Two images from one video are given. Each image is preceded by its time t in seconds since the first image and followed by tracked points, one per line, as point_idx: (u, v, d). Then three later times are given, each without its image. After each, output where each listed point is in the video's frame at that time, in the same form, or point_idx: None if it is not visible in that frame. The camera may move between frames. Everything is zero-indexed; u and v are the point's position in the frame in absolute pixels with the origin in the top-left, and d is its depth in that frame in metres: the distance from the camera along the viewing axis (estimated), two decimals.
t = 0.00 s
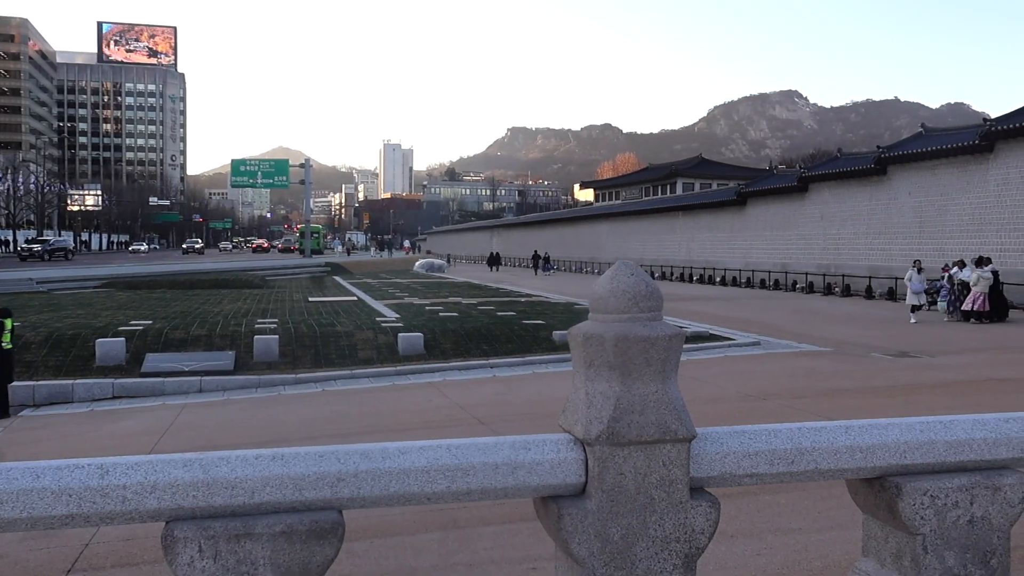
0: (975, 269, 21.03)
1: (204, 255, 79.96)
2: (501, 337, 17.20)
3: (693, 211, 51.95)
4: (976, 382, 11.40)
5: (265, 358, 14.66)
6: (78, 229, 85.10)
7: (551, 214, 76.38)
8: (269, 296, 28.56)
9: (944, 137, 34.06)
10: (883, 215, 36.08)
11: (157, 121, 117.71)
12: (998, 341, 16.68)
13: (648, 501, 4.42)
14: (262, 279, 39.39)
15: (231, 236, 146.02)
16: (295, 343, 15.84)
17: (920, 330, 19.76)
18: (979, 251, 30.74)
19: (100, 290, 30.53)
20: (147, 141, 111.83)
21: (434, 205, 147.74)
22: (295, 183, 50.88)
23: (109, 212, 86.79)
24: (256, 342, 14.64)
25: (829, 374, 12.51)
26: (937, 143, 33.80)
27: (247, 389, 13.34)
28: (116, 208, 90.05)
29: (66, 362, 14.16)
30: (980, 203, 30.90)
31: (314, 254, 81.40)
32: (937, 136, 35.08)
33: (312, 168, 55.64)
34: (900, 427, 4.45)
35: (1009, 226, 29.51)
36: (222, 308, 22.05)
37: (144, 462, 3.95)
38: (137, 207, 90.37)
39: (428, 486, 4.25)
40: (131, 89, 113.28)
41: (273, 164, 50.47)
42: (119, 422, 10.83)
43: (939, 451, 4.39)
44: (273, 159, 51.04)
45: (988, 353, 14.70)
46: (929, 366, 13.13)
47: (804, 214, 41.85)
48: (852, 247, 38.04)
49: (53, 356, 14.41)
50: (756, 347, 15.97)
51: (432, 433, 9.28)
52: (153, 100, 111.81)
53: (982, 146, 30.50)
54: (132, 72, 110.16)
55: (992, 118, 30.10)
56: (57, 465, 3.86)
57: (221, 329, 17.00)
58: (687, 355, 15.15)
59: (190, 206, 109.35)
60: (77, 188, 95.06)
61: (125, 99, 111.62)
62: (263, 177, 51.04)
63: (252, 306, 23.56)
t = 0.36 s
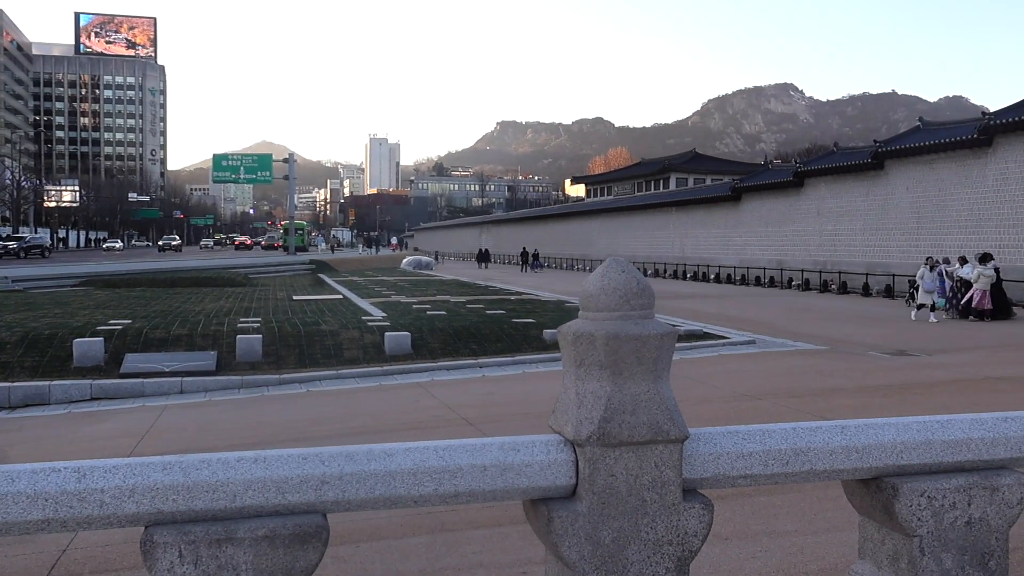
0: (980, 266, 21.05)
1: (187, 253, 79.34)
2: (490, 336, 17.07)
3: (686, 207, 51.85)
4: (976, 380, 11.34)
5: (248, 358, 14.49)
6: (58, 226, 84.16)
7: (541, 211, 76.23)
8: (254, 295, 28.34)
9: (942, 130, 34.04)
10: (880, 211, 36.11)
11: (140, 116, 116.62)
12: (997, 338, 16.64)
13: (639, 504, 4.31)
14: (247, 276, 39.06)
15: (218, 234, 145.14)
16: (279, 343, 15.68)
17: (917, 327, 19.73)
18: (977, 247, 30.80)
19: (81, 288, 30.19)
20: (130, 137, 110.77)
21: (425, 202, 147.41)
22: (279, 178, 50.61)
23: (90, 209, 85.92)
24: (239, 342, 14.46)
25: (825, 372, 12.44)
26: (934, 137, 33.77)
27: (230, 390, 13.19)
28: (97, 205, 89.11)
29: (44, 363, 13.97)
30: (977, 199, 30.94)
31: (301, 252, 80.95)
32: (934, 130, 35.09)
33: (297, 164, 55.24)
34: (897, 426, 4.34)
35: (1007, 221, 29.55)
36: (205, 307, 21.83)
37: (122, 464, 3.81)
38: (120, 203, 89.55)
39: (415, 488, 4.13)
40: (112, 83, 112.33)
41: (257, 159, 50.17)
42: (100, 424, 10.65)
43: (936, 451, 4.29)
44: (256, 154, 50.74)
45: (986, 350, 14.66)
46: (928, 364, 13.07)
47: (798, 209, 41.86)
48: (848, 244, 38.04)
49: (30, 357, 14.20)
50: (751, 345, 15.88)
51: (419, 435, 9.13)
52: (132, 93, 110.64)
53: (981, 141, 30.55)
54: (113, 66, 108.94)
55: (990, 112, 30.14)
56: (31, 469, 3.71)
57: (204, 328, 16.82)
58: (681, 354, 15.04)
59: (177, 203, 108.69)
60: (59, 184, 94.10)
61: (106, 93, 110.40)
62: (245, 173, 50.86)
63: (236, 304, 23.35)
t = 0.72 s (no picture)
0: (960, 269, 21.20)
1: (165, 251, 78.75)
2: (470, 336, 17.05)
3: (667, 209, 51.97)
4: (953, 382, 11.42)
5: (226, 358, 14.42)
6: (33, 223, 83.22)
7: (524, 212, 76.29)
8: (233, 294, 28.22)
9: (921, 134, 34.23)
10: (860, 214, 36.31)
11: (119, 113, 115.57)
12: (972, 341, 16.77)
13: (618, 505, 4.30)
14: (227, 276, 38.87)
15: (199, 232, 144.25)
16: (257, 342, 15.63)
17: (896, 330, 19.86)
18: (955, 250, 31.03)
19: (56, 287, 29.91)
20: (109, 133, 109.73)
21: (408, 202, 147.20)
22: (260, 177, 50.42)
23: (67, 206, 85.05)
24: (217, 341, 14.39)
25: (805, 374, 12.49)
26: (914, 140, 33.97)
27: (208, 390, 13.13)
28: (74, 202, 88.25)
29: (18, 362, 13.85)
30: (956, 202, 31.15)
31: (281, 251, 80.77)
32: (913, 134, 35.33)
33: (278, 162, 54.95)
34: (873, 427, 4.36)
35: (986, 226, 29.76)
36: (183, 306, 21.69)
37: (97, 464, 3.77)
38: (97, 201, 88.67)
39: (392, 489, 4.11)
40: (91, 79, 111.35)
41: (237, 158, 49.98)
42: (76, 424, 10.57)
43: (911, 453, 4.30)
44: (236, 153, 50.59)
45: (963, 353, 14.78)
46: (906, 367, 13.15)
47: (779, 212, 42.03)
48: (828, 247, 38.24)
49: (5, 355, 14.08)
50: (731, 348, 15.93)
51: (397, 436, 9.11)
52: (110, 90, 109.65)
53: (959, 145, 30.80)
54: (90, 61, 107.75)
55: (968, 118, 30.45)
56: (4, 468, 3.67)
57: (181, 328, 16.74)
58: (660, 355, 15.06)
59: (157, 201, 107.94)
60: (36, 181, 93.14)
61: (84, 89, 109.29)
62: (226, 171, 50.62)
63: (215, 303, 23.22)
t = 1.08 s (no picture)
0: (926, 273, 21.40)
1: (133, 254, 77.71)
2: (440, 339, 17.04)
3: (638, 212, 52.18)
4: (916, 385, 11.57)
5: (194, 360, 14.30)
6: None
7: (496, 215, 76.30)
8: (201, 296, 27.96)
9: (888, 139, 34.59)
10: (829, 218, 36.67)
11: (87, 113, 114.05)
12: (933, 344, 17.00)
13: (586, 508, 4.31)
14: (195, 278, 38.50)
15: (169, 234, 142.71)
16: (226, 345, 15.52)
17: (862, 333, 20.08)
18: (922, 255, 31.42)
19: (19, 289, 29.45)
20: (76, 133, 108.25)
21: (381, 204, 146.75)
22: (229, 178, 49.98)
23: (31, 207, 83.72)
24: (185, 344, 14.28)
25: (773, 377, 12.58)
26: (881, 145, 34.34)
27: (176, 393, 13.01)
28: (40, 203, 86.96)
29: None
30: (922, 207, 31.54)
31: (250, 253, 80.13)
32: (880, 139, 35.49)
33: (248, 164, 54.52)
34: (839, 430, 4.40)
35: (951, 231, 30.16)
36: (150, 308, 21.47)
37: (60, 468, 3.73)
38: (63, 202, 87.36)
39: (360, 492, 4.09)
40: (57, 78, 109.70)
41: (207, 158, 49.54)
42: (41, 428, 10.42)
43: (876, 455, 4.34)
44: (206, 154, 50.11)
45: (927, 356, 14.96)
46: (870, 370, 13.29)
47: (749, 216, 42.35)
48: (797, 251, 38.58)
49: None
50: (700, 350, 16.02)
51: (365, 439, 9.07)
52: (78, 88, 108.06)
53: (924, 151, 31.20)
54: (57, 60, 106.19)
55: (934, 124, 30.61)
56: None
57: (148, 330, 16.58)
58: (629, 358, 15.11)
59: (126, 202, 106.70)
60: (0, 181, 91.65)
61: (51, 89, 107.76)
62: (195, 172, 50.16)
63: (182, 305, 23.00)
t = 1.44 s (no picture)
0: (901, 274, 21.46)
1: (107, 258, 77.03)
2: (418, 342, 17.02)
3: (615, 214, 52.35)
4: (891, 385, 11.64)
5: (169, 365, 14.19)
6: None
7: (473, 217, 76.34)
8: (177, 299, 27.80)
9: (861, 141, 34.87)
10: (804, 220, 36.93)
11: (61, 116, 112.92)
12: (906, 344, 17.12)
13: (562, 509, 4.32)
14: (170, 282, 38.25)
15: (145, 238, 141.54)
16: (202, 349, 15.42)
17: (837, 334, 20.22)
18: (896, 255, 31.69)
19: None
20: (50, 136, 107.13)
21: (359, 207, 146.43)
22: (204, 181, 49.64)
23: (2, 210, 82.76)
24: (161, 348, 14.17)
25: (750, 378, 12.63)
26: (854, 147, 34.62)
27: (152, 398, 12.91)
28: (12, 207, 85.99)
29: None
30: (896, 208, 31.82)
31: (226, 256, 79.61)
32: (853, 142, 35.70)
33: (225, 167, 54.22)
34: (813, 430, 4.43)
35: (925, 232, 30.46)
36: (124, 313, 21.30)
37: (34, 474, 3.69)
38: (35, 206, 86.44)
39: (336, 496, 4.06)
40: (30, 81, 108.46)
41: (182, 161, 49.24)
42: (15, 434, 10.32)
43: (850, 454, 4.37)
44: (181, 157, 49.79)
45: (901, 356, 15.07)
46: (846, 370, 13.36)
47: (726, 218, 42.57)
48: (773, 252, 38.82)
49: None
50: (677, 352, 16.08)
51: (341, 443, 9.04)
52: (49, 90, 107.00)
53: (897, 153, 31.36)
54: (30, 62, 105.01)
55: (907, 127, 30.65)
56: None
57: (123, 334, 16.46)
58: (608, 360, 15.14)
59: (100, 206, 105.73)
60: None
61: (24, 91, 106.56)
62: (170, 175, 49.85)
63: (157, 310, 22.84)
